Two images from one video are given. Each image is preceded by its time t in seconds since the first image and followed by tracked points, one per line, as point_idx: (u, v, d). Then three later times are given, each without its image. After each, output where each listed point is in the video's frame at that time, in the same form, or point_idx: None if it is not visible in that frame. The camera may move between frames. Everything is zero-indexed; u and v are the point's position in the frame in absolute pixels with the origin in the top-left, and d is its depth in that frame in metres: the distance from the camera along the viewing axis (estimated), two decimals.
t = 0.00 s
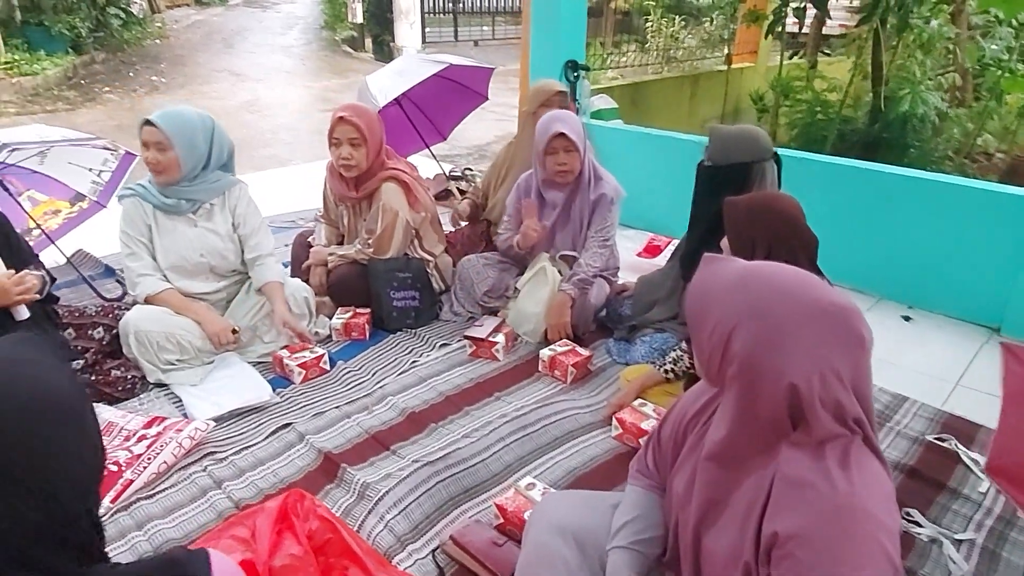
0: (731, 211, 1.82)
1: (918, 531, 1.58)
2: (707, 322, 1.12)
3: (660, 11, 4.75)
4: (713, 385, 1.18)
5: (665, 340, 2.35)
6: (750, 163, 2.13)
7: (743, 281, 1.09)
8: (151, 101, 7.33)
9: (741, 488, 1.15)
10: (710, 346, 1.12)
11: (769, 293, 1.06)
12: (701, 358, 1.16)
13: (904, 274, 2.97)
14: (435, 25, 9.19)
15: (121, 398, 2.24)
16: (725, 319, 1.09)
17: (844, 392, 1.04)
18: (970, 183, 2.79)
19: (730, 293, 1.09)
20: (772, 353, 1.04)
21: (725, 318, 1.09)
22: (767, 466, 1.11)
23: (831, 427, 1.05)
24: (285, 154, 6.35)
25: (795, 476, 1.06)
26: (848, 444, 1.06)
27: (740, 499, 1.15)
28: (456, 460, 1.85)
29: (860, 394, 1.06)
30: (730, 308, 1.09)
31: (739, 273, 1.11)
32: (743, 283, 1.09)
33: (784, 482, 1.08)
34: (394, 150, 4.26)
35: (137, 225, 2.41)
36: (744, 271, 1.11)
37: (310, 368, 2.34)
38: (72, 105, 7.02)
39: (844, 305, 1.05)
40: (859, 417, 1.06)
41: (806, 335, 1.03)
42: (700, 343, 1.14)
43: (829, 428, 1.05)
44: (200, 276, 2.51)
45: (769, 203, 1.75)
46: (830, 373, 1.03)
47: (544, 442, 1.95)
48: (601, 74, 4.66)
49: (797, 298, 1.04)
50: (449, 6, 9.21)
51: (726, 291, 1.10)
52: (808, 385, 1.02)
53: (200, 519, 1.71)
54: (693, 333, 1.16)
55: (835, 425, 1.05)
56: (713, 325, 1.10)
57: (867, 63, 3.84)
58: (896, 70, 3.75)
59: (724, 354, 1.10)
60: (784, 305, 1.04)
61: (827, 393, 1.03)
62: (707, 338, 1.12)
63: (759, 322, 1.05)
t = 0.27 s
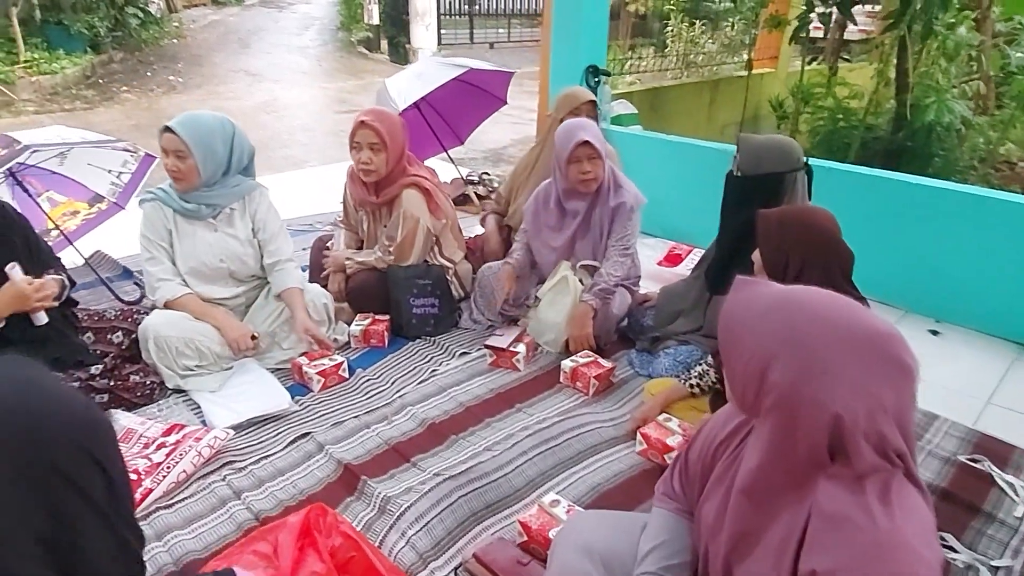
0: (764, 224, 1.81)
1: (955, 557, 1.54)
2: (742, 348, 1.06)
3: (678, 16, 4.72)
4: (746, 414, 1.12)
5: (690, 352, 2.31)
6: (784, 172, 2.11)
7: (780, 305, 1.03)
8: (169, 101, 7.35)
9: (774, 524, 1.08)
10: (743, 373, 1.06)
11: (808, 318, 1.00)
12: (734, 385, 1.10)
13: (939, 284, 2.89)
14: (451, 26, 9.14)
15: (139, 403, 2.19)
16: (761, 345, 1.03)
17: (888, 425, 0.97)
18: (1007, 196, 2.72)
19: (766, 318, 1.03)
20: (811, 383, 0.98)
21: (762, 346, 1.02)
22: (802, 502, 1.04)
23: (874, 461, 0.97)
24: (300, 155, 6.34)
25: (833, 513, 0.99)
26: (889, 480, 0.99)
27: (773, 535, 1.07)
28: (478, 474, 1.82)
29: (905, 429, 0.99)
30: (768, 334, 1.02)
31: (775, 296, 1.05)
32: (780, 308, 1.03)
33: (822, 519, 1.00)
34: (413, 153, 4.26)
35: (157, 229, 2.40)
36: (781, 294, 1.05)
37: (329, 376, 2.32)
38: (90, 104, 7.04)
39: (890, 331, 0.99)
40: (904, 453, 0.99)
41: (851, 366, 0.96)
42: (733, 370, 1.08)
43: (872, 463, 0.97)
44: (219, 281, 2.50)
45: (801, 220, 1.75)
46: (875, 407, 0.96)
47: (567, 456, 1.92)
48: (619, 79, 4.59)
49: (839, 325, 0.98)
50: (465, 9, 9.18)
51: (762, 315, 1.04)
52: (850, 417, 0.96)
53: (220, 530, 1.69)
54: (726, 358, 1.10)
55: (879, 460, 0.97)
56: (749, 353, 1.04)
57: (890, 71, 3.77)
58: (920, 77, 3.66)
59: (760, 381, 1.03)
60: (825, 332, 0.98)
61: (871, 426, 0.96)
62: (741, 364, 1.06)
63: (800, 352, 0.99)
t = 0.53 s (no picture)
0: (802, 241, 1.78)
1: None
2: (791, 383, 1.03)
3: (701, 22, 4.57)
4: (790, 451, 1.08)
5: (720, 369, 2.27)
6: (818, 187, 2.08)
7: (835, 340, 1.01)
8: (190, 104, 7.39)
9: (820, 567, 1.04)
10: (793, 409, 1.03)
11: (865, 355, 0.97)
12: (780, 420, 1.06)
13: (974, 301, 2.83)
14: (469, 29, 9.34)
15: (168, 413, 2.21)
16: (814, 381, 1.00)
17: (948, 468, 0.94)
18: None
19: (820, 351, 1.01)
20: (870, 423, 0.95)
21: (814, 383, 1.00)
22: (851, 543, 1.00)
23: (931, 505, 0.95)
24: (320, 158, 6.35)
25: (889, 558, 0.96)
26: (944, 525, 0.96)
27: None
28: (508, 492, 1.80)
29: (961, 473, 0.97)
30: (819, 369, 1.00)
31: (828, 330, 1.03)
32: (835, 342, 1.00)
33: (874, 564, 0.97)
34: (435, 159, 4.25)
35: (186, 238, 2.41)
36: (834, 328, 1.03)
37: (355, 389, 2.31)
38: (113, 106, 7.08)
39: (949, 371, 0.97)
40: (961, 496, 0.96)
41: (908, 404, 0.94)
42: (780, 404, 1.05)
43: (929, 507, 0.95)
44: (247, 290, 2.50)
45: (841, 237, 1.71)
46: (935, 449, 0.93)
47: (597, 475, 1.90)
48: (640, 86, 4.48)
49: (898, 363, 0.96)
50: (484, 13, 9.32)
51: (815, 349, 1.02)
52: (910, 459, 0.93)
53: (250, 547, 1.68)
54: (773, 392, 1.07)
55: (936, 504, 0.95)
56: (798, 386, 1.01)
57: (916, 78, 3.72)
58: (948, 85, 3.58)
59: (811, 417, 1.00)
60: (883, 369, 0.96)
61: (932, 469, 0.93)
62: (790, 399, 1.03)
63: (853, 389, 0.96)
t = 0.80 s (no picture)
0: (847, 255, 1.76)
1: None
2: (857, 414, 1.02)
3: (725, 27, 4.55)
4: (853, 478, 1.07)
5: (755, 383, 2.20)
6: (863, 202, 2.05)
7: (905, 370, 0.99)
8: (213, 105, 7.43)
9: None
10: (860, 441, 1.02)
11: (940, 388, 0.95)
12: (843, 449, 1.05)
13: (1019, 312, 2.75)
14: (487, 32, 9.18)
15: (198, 421, 2.20)
16: (884, 413, 0.98)
17: None
18: None
19: (889, 382, 0.99)
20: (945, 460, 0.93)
21: (884, 416, 0.98)
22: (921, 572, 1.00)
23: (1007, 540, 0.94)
24: (341, 160, 6.36)
25: None
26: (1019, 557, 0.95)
27: None
28: (543, 507, 1.79)
29: None
30: (881, 398, 0.99)
31: (896, 359, 1.01)
32: (905, 373, 0.98)
33: None
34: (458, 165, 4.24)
35: (218, 244, 2.41)
36: (903, 357, 1.01)
37: (385, 398, 2.30)
38: (137, 107, 7.14)
39: None
40: None
41: (983, 436, 0.92)
42: (841, 433, 1.04)
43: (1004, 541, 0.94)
44: (276, 297, 2.50)
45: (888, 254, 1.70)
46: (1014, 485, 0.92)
47: (631, 490, 1.88)
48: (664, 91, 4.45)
49: (975, 397, 0.94)
50: (503, 15, 9.20)
51: (883, 380, 1.00)
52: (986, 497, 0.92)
53: (284, 559, 1.67)
54: (836, 420, 1.06)
55: (1011, 539, 0.94)
56: (859, 415, 1.01)
57: (942, 86, 3.69)
58: (981, 93, 3.52)
59: (880, 449, 0.99)
60: (960, 405, 0.94)
61: (1010, 506, 0.92)
62: (858, 429, 1.02)
63: (919, 419, 0.95)
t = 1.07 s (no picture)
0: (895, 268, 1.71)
1: None
2: (943, 444, 1.11)
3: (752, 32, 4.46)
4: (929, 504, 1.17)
5: (795, 396, 2.14)
6: (908, 211, 2.00)
7: (983, 402, 1.10)
8: (235, 106, 7.45)
9: None
10: (945, 467, 1.11)
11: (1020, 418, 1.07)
12: (925, 477, 1.14)
13: None
14: (508, 34, 9.32)
15: (228, 426, 2.19)
16: (970, 441, 1.09)
17: None
18: None
19: (972, 414, 1.10)
20: None
21: (972, 444, 1.09)
22: None
23: None
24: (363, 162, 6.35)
25: None
26: None
27: None
28: (581, 522, 1.76)
29: None
30: (973, 432, 1.09)
31: (974, 390, 1.12)
32: (985, 404, 1.10)
33: None
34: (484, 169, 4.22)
35: (249, 248, 2.39)
36: (980, 389, 1.12)
37: (416, 406, 2.27)
38: (160, 107, 7.17)
39: None
40: None
41: None
42: (927, 461, 1.13)
43: None
44: (306, 302, 2.48)
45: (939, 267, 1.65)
46: None
47: (670, 506, 1.84)
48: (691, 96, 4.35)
49: None
50: (523, 18, 9.35)
51: (966, 410, 1.10)
52: None
53: (318, 571, 1.65)
54: (918, 449, 1.15)
55: None
56: (945, 448, 1.11)
57: (976, 95, 3.66)
58: (1016, 101, 3.49)
59: (968, 475, 1.09)
60: None
61: None
62: (943, 458, 1.11)
63: (1006, 453, 1.06)
